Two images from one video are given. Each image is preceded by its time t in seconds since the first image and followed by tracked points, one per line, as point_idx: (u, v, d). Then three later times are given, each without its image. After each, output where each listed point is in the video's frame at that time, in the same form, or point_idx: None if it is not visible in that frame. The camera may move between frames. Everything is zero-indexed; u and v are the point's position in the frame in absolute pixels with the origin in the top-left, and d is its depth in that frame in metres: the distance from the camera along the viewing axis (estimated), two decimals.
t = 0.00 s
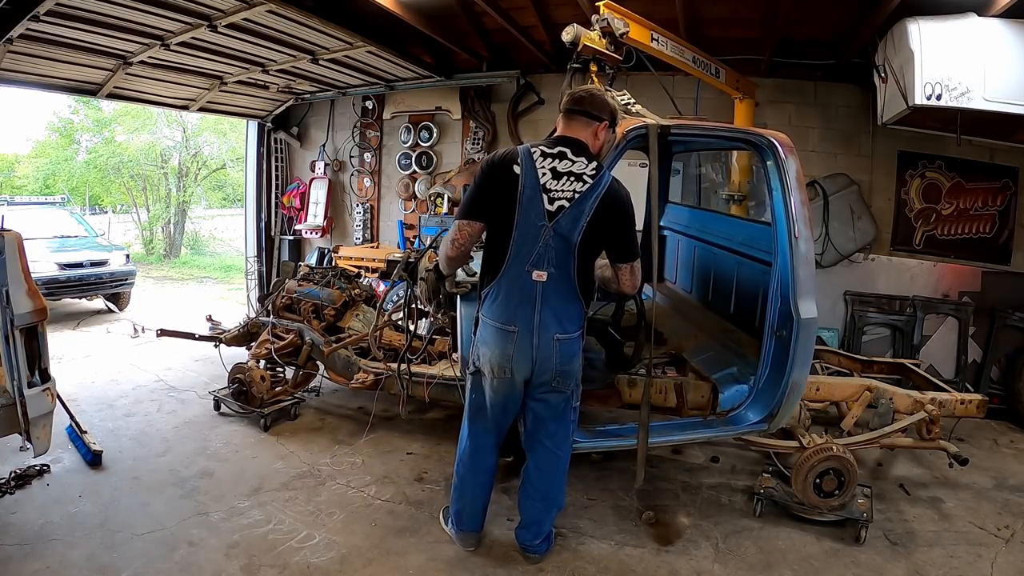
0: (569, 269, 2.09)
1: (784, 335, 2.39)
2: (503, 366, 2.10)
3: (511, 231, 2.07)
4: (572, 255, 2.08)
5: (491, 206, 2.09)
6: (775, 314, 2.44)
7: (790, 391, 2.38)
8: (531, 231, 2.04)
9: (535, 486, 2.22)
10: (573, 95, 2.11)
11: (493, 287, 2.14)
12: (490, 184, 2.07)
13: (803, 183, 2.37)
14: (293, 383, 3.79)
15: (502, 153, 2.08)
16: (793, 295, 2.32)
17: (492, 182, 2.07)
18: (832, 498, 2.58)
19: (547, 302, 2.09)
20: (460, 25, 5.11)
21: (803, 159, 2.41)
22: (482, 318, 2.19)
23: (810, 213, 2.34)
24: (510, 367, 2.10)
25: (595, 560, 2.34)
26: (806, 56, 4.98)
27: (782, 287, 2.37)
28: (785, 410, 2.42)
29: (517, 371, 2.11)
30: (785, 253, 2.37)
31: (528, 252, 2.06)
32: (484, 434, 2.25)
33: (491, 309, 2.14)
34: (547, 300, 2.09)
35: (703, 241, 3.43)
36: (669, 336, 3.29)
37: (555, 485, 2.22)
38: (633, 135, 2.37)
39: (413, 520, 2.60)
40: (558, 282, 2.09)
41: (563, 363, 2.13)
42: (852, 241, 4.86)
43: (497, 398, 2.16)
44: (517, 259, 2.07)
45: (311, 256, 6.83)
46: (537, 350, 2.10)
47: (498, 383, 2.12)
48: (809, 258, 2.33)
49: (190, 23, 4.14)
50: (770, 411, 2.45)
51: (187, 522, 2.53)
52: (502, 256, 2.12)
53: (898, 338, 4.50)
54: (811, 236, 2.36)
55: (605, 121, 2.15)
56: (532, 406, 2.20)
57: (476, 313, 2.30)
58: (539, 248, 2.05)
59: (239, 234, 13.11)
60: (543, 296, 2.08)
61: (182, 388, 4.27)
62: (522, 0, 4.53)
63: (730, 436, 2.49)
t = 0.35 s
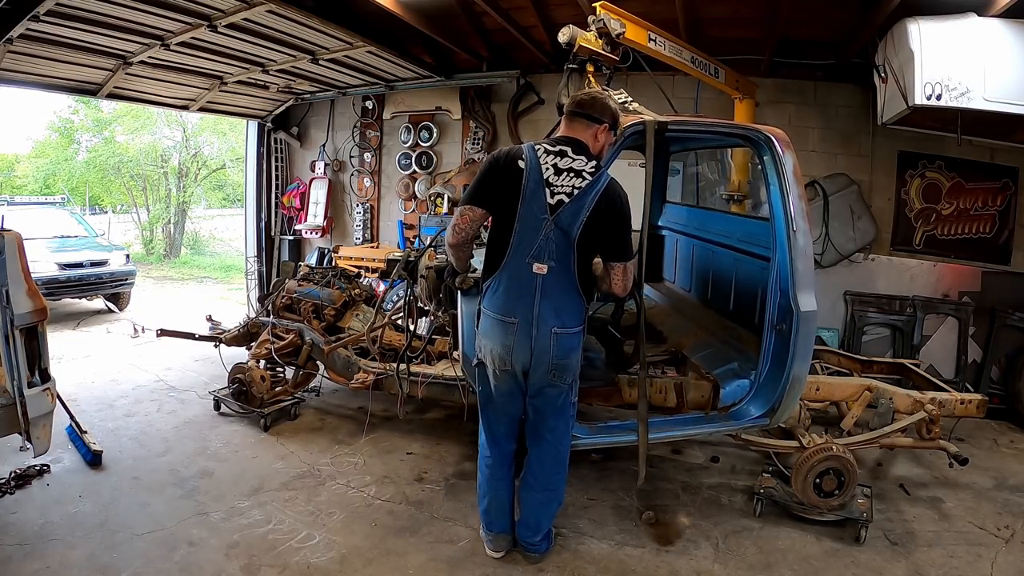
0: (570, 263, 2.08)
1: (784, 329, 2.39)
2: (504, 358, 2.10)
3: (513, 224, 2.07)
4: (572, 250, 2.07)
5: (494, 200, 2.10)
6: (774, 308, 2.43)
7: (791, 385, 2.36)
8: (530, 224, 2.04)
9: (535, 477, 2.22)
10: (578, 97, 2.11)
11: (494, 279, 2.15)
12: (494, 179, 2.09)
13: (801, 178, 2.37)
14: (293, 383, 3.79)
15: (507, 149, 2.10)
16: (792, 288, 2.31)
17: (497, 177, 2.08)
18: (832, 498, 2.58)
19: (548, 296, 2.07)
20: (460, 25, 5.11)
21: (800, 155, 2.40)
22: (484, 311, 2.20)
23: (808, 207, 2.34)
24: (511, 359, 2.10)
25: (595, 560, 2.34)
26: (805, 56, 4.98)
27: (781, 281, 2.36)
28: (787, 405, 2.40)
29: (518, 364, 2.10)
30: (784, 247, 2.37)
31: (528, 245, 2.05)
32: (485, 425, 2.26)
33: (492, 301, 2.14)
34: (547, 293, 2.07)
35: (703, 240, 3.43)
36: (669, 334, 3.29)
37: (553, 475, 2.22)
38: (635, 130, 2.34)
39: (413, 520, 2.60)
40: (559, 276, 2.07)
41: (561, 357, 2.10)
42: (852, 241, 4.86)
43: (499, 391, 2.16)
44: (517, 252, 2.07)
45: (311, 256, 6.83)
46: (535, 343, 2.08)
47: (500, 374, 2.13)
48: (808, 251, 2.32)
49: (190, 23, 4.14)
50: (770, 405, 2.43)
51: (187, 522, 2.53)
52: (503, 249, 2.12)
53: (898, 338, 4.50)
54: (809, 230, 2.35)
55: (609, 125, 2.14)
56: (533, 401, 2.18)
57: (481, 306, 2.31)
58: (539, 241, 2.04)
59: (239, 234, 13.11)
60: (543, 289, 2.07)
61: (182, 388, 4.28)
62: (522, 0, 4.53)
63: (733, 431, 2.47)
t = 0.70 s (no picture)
0: (586, 263, 2.09)
1: (791, 325, 2.40)
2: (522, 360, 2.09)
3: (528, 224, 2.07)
4: (588, 249, 2.08)
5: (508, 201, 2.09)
6: (781, 305, 2.44)
7: (798, 379, 2.36)
8: (547, 224, 2.04)
9: (563, 478, 2.22)
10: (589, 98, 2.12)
11: (509, 281, 2.13)
12: (508, 180, 2.08)
13: (806, 177, 2.37)
14: (293, 383, 3.78)
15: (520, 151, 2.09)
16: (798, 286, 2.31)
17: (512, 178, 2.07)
18: (832, 498, 2.58)
19: (565, 296, 2.07)
20: (460, 25, 5.11)
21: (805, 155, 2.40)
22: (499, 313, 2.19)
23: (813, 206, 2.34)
24: (529, 360, 2.09)
25: (595, 560, 2.34)
26: (805, 57, 4.98)
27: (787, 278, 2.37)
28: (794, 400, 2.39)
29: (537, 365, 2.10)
30: (789, 245, 2.37)
31: (545, 245, 2.06)
32: (499, 430, 2.23)
33: (506, 302, 2.13)
34: (564, 294, 2.07)
35: (704, 240, 3.44)
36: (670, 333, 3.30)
37: (583, 476, 2.20)
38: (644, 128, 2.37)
39: (413, 520, 2.60)
40: (576, 276, 2.08)
41: (579, 357, 2.10)
42: (852, 241, 4.85)
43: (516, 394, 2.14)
44: (534, 252, 2.07)
45: (311, 256, 6.83)
46: (553, 343, 2.09)
47: (516, 376, 2.11)
48: (814, 250, 2.32)
49: (190, 23, 4.14)
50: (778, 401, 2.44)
51: (187, 522, 2.53)
52: (519, 250, 2.11)
53: (898, 338, 4.50)
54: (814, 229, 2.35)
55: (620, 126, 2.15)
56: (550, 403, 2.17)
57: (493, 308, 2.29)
58: (556, 241, 2.05)
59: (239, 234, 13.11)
60: (560, 289, 2.07)
61: (182, 388, 4.27)
62: (522, 0, 4.53)
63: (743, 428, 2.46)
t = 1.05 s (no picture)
0: (616, 267, 2.08)
1: (801, 320, 2.38)
2: (548, 363, 2.07)
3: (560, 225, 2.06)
4: (620, 253, 2.07)
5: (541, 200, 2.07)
6: (790, 300, 2.44)
7: (807, 371, 2.34)
8: (580, 225, 2.03)
9: (574, 485, 2.21)
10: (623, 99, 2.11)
11: (537, 282, 2.12)
12: (542, 178, 2.06)
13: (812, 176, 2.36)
14: (293, 384, 3.78)
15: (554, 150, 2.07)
16: (807, 281, 2.32)
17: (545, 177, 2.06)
18: (832, 498, 2.58)
19: (594, 299, 2.07)
20: (460, 25, 5.11)
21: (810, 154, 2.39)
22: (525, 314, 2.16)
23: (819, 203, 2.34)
24: (554, 364, 2.08)
25: (595, 560, 2.34)
26: (806, 56, 4.98)
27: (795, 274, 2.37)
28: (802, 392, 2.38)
29: (563, 370, 2.08)
30: (797, 242, 2.37)
31: (576, 247, 2.04)
32: (517, 434, 2.21)
33: (532, 305, 2.11)
34: (593, 297, 2.07)
35: (704, 239, 3.45)
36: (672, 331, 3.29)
37: (595, 483, 2.20)
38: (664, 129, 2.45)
39: (413, 520, 2.60)
40: (605, 279, 2.07)
41: (606, 363, 2.10)
42: (852, 241, 4.85)
43: (540, 398, 2.12)
44: (565, 253, 2.05)
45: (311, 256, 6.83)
46: (581, 348, 2.08)
47: (540, 380, 2.09)
48: (821, 246, 2.33)
49: (190, 23, 4.14)
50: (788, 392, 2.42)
51: (187, 522, 2.53)
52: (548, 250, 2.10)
53: (898, 338, 4.50)
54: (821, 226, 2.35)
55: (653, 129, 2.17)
56: (573, 407, 2.16)
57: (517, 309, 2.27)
58: (587, 243, 2.03)
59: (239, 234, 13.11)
60: (589, 293, 2.06)
61: (182, 388, 4.27)
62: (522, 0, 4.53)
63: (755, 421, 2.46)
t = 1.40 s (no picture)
0: (644, 276, 2.09)
1: (806, 321, 2.38)
2: (572, 372, 2.05)
3: (590, 230, 2.04)
4: (648, 263, 2.08)
5: (571, 203, 2.04)
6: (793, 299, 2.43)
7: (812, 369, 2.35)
8: (611, 232, 2.02)
9: (583, 492, 2.22)
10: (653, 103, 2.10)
11: (562, 288, 2.09)
12: (573, 182, 2.04)
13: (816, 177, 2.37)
14: (293, 383, 3.77)
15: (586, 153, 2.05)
16: (812, 281, 2.33)
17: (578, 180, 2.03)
18: (831, 498, 2.58)
19: (620, 308, 2.07)
20: (460, 24, 5.11)
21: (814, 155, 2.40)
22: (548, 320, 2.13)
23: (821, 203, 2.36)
24: (578, 374, 2.06)
25: (596, 560, 2.34)
26: (806, 57, 4.98)
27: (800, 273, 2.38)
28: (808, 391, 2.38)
29: (586, 379, 2.07)
30: (801, 241, 2.38)
31: (606, 255, 2.03)
32: (531, 439, 2.19)
33: (557, 311, 2.09)
34: (620, 307, 2.07)
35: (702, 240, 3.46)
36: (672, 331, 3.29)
37: (605, 490, 2.21)
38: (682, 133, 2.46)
39: (413, 520, 2.59)
40: (632, 289, 2.08)
41: (628, 374, 2.12)
42: (852, 241, 4.85)
43: (559, 406, 2.09)
44: (594, 260, 2.04)
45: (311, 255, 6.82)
46: (605, 357, 2.08)
47: (561, 389, 2.07)
48: (825, 246, 2.34)
49: (190, 23, 4.14)
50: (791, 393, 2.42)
51: (187, 522, 2.53)
52: (576, 256, 2.07)
53: (898, 338, 4.50)
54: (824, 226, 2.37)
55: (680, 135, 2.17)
56: (591, 416, 2.17)
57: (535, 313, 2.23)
58: (618, 251, 2.03)
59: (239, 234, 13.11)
60: (617, 302, 2.06)
61: (182, 388, 4.27)
62: None
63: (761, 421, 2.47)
